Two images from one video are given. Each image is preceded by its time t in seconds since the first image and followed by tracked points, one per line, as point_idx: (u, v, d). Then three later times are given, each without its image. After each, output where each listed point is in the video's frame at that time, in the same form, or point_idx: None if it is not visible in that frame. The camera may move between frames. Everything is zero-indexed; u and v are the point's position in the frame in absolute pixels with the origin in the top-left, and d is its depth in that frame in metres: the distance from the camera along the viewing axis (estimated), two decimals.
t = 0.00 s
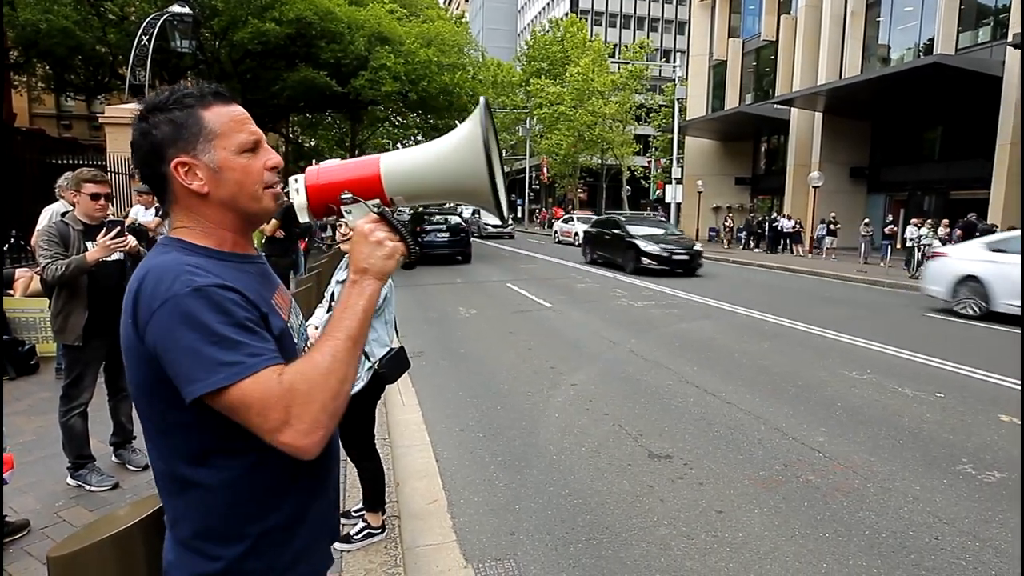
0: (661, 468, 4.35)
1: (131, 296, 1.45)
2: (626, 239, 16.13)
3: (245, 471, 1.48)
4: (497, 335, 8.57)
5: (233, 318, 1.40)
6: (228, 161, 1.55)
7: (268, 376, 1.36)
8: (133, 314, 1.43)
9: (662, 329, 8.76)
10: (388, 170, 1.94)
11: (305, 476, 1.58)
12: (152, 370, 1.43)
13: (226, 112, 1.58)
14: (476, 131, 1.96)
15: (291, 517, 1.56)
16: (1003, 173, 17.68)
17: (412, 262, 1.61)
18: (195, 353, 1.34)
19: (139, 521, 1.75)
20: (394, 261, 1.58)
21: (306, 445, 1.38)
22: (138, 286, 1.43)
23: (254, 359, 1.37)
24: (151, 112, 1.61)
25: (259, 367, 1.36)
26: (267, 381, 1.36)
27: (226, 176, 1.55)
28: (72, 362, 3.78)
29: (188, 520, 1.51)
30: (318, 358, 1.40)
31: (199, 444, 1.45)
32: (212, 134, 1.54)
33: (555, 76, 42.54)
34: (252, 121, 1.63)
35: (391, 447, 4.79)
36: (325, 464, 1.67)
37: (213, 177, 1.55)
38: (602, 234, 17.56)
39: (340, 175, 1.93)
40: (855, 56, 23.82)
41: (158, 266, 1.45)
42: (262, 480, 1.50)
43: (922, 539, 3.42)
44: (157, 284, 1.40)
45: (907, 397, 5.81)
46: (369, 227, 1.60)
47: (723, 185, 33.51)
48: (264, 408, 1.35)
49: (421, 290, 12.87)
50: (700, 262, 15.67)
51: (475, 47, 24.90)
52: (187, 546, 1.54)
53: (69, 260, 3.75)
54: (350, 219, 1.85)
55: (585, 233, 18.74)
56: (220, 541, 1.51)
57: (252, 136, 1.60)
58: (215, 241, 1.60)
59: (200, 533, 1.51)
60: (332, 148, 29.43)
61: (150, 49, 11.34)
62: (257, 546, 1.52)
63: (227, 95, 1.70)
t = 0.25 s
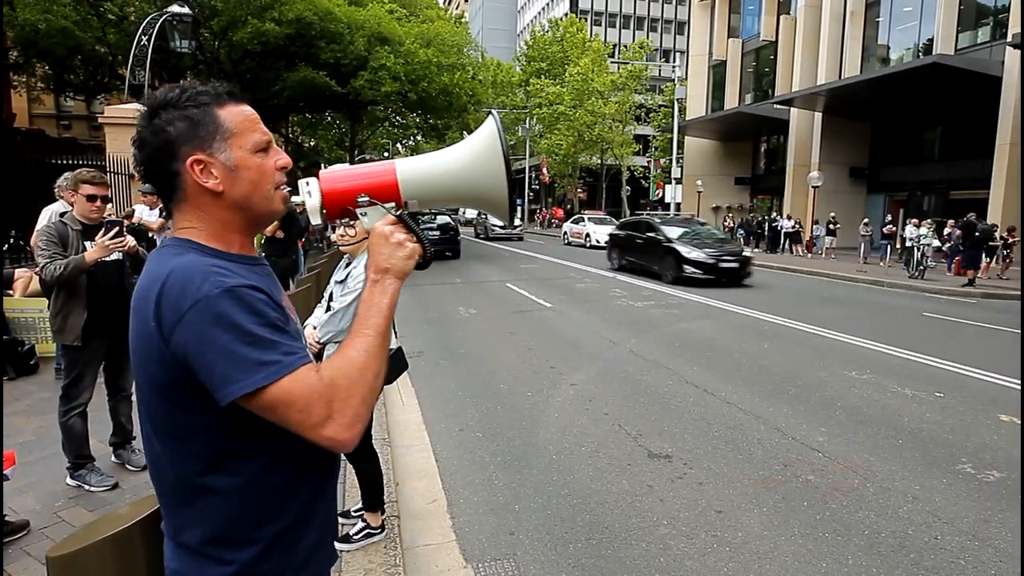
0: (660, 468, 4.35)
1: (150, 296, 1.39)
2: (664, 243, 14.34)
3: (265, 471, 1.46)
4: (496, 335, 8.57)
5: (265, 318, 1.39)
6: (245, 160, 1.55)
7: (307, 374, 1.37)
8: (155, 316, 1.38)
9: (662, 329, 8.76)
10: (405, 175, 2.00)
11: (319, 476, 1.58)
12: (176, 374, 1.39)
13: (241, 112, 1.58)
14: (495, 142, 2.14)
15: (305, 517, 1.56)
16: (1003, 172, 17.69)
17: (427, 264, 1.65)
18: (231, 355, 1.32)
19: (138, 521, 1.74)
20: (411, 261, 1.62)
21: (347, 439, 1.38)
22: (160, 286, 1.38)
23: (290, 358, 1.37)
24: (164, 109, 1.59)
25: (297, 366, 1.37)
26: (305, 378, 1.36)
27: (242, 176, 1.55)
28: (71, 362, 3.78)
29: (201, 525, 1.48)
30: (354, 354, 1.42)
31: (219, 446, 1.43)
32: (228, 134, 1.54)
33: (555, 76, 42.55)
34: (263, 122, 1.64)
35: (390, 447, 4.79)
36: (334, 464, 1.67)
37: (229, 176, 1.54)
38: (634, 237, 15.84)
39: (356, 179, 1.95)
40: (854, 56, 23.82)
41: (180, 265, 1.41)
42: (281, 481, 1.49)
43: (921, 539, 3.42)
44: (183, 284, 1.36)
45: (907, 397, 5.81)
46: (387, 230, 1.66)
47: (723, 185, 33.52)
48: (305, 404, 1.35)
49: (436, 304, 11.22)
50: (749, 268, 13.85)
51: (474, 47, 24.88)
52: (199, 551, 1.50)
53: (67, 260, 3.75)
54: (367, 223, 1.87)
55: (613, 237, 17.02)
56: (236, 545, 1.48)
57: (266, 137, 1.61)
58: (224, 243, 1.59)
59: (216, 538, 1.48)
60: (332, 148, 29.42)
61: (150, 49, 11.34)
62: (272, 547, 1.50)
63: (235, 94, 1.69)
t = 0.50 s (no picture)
0: (659, 466, 4.35)
1: (184, 291, 1.36)
2: (711, 246, 12.70)
3: (285, 465, 1.48)
4: (496, 333, 8.57)
5: (303, 312, 1.41)
6: (267, 157, 1.57)
7: (351, 363, 1.40)
8: (193, 311, 1.34)
9: (661, 327, 8.76)
10: (418, 173, 2.02)
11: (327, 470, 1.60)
12: (213, 371, 1.36)
13: (259, 110, 1.59)
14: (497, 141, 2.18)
15: (315, 510, 1.57)
16: (1002, 170, 17.70)
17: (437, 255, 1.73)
18: (280, 349, 1.33)
19: (137, 519, 1.72)
20: (423, 256, 1.69)
21: (389, 424, 1.43)
22: (198, 282, 1.35)
23: (331, 348, 1.40)
24: (182, 103, 1.57)
25: (340, 356, 1.40)
26: (349, 368, 1.40)
27: (263, 173, 1.57)
28: (69, 361, 3.78)
29: (212, 525, 1.47)
30: (387, 341, 1.47)
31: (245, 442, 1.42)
32: (251, 131, 1.55)
33: (554, 74, 42.49)
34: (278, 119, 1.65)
35: (389, 445, 4.79)
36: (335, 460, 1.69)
37: (252, 172, 1.55)
38: (671, 239, 14.22)
39: (369, 175, 1.94)
40: (854, 54, 23.80)
41: (216, 261, 1.39)
42: (297, 474, 1.50)
43: (919, 536, 3.43)
44: (226, 279, 1.35)
45: (906, 395, 5.81)
46: (400, 222, 1.72)
47: (722, 183, 33.52)
48: (351, 392, 1.39)
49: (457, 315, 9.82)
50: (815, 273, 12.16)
51: (473, 45, 24.85)
52: (211, 552, 1.48)
53: (64, 258, 3.75)
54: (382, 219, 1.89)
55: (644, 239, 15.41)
56: (253, 542, 1.48)
57: (282, 136, 1.63)
58: (239, 239, 1.60)
59: (234, 536, 1.47)
60: (331, 146, 29.39)
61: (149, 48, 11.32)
62: (284, 542, 1.51)
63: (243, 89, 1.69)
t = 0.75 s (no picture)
0: (658, 466, 4.35)
1: (216, 287, 1.38)
2: (777, 254, 10.76)
3: (299, 457, 1.53)
4: (495, 333, 8.57)
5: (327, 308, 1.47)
6: (277, 158, 1.60)
7: (374, 353, 1.48)
8: (228, 306, 1.37)
9: (661, 327, 8.75)
10: (415, 176, 2.05)
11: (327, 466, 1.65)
12: (245, 366, 1.39)
13: (266, 112, 1.61)
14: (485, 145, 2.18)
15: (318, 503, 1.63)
16: (1001, 171, 17.72)
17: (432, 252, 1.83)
18: (316, 341, 1.38)
19: (136, 519, 1.70)
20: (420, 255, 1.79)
21: (407, 408, 1.53)
22: (231, 278, 1.38)
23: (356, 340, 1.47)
24: (191, 104, 1.56)
25: (364, 346, 1.47)
26: (374, 357, 1.48)
27: (274, 173, 1.58)
28: (68, 360, 3.78)
29: (228, 521, 1.48)
30: (399, 331, 1.57)
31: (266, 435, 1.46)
32: (262, 133, 1.57)
33: (554, 74, 42.48)
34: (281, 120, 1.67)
35: (389, 445, 4.79)
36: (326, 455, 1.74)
37: (263, 172, 1.57)
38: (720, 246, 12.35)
39: (366, 174, 1.99)
40: (853, 54, 23.80)
41: (244, 258, 1.43)
42: (306, 467, 1.55)
43: (918, 536, 3.43)
44: (260, 276, 1.38)
45: (905, 395, 5.81)
46: (400, 222, 1.82)
47: (722, 183, 33.53)
48: (377, 379, 1.47)
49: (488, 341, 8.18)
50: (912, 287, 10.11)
51: (473, 45, 24.83)
52: (224, 550, 1.49)
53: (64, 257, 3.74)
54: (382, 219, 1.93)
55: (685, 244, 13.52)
56: (266, 537, 1.50)
57: (286, 136, 1.65)
58: (251, 238, 1.61)
59: (248, 532, 1.49)
60: (330, 145, 29.36)
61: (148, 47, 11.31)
62: (294, 535, 1.55)
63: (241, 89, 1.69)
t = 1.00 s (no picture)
0: (659, 467, 4.35)
1: (219, 284, 1.45)
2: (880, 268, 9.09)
3: (298, 447, 1.61)
4: (495, 334, 8.56)
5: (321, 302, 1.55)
6: (268, 162, 1.66)
7: (364, 343, 1.55)
8: (232, 301, 1.44)
9: (661, 327, 8.75)
10: (392, 177, 2.13)
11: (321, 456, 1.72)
12: (247, 357, 1.46)
13: (256, 119, 1.66)
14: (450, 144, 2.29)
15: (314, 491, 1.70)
16: (1000, 170, 17.73)
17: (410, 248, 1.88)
18: (314, 332, 1.47)
19: (139, 519, 1.70)
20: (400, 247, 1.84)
21: (395, 393, 1.61)
22: (233, 275, 1.45)
23: (348, 331, 1.55)
24: (185, 111, 1.60)
25: (355, 337, 1.55)
26: (362, 348, 1.55)
27: (266, 176, 1.65)
28: (68, 361, 3.77)
29: (232, 507, 1.55)
30: (383, 322, 1.63)
31: (268, 424, 1.54)
32: (254, 137, 1.63)
33: (554, 74, 42.47)
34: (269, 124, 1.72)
35: (389, 446, 4.78)
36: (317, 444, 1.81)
37: (257, 175, 1.63)
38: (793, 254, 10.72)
39: (345, 178, 2.06)
40: (853, 54, 23.80)
41: (244, 257, 1.49)
42: (303, 454, 1.63)
43: (919, 537, 3.42)
44: (261, 273, 1.46)
45: (906, 396, 5.80)
46: (379, 221, 1.84)
47: (722, 183, 33.53)
48: (369, 367, 1.54)
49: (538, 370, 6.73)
50: None
51: (473, 45, 24.83)
52: (228, 534, 1.56)
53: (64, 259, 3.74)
54: (361, 219, 1.97)
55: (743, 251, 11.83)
56: (267, 517, 1.58)
57: (275, 139, 1.71)
58: (246, 239, 1.67)
59: (251, 516, 1.56)
60: (330, 146, 29.34)
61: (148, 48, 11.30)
62: (293, 518, 1.63)
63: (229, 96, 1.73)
